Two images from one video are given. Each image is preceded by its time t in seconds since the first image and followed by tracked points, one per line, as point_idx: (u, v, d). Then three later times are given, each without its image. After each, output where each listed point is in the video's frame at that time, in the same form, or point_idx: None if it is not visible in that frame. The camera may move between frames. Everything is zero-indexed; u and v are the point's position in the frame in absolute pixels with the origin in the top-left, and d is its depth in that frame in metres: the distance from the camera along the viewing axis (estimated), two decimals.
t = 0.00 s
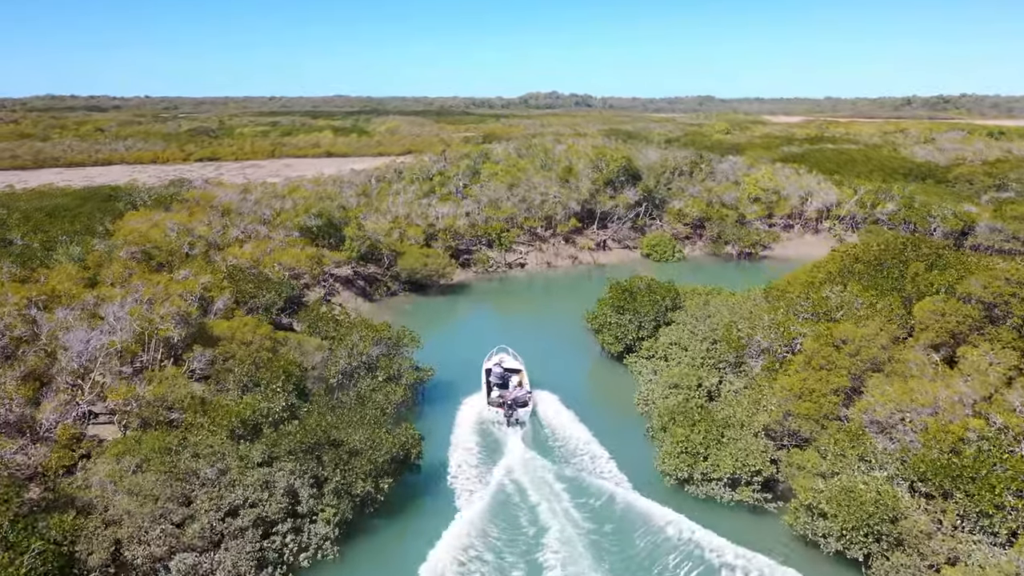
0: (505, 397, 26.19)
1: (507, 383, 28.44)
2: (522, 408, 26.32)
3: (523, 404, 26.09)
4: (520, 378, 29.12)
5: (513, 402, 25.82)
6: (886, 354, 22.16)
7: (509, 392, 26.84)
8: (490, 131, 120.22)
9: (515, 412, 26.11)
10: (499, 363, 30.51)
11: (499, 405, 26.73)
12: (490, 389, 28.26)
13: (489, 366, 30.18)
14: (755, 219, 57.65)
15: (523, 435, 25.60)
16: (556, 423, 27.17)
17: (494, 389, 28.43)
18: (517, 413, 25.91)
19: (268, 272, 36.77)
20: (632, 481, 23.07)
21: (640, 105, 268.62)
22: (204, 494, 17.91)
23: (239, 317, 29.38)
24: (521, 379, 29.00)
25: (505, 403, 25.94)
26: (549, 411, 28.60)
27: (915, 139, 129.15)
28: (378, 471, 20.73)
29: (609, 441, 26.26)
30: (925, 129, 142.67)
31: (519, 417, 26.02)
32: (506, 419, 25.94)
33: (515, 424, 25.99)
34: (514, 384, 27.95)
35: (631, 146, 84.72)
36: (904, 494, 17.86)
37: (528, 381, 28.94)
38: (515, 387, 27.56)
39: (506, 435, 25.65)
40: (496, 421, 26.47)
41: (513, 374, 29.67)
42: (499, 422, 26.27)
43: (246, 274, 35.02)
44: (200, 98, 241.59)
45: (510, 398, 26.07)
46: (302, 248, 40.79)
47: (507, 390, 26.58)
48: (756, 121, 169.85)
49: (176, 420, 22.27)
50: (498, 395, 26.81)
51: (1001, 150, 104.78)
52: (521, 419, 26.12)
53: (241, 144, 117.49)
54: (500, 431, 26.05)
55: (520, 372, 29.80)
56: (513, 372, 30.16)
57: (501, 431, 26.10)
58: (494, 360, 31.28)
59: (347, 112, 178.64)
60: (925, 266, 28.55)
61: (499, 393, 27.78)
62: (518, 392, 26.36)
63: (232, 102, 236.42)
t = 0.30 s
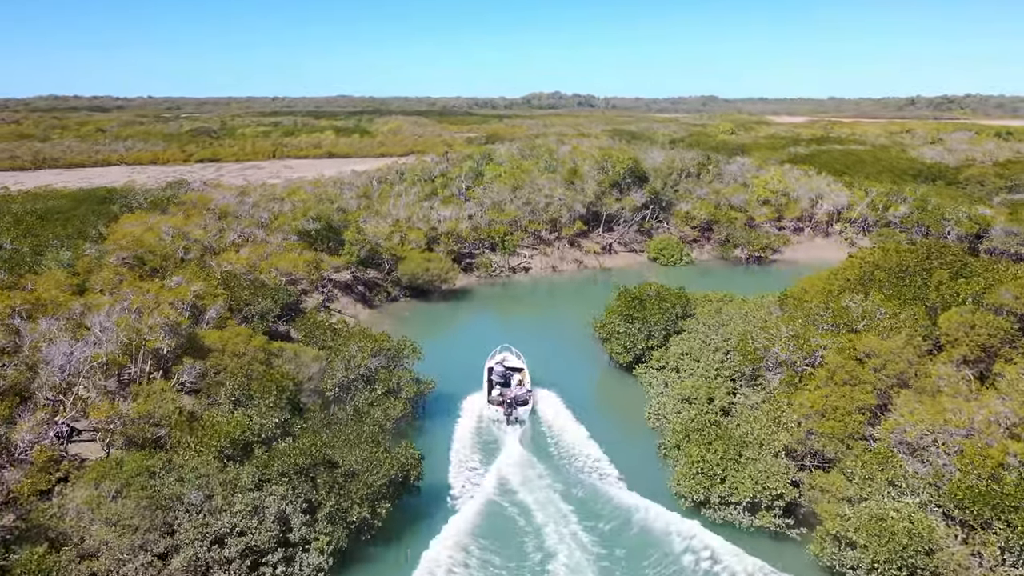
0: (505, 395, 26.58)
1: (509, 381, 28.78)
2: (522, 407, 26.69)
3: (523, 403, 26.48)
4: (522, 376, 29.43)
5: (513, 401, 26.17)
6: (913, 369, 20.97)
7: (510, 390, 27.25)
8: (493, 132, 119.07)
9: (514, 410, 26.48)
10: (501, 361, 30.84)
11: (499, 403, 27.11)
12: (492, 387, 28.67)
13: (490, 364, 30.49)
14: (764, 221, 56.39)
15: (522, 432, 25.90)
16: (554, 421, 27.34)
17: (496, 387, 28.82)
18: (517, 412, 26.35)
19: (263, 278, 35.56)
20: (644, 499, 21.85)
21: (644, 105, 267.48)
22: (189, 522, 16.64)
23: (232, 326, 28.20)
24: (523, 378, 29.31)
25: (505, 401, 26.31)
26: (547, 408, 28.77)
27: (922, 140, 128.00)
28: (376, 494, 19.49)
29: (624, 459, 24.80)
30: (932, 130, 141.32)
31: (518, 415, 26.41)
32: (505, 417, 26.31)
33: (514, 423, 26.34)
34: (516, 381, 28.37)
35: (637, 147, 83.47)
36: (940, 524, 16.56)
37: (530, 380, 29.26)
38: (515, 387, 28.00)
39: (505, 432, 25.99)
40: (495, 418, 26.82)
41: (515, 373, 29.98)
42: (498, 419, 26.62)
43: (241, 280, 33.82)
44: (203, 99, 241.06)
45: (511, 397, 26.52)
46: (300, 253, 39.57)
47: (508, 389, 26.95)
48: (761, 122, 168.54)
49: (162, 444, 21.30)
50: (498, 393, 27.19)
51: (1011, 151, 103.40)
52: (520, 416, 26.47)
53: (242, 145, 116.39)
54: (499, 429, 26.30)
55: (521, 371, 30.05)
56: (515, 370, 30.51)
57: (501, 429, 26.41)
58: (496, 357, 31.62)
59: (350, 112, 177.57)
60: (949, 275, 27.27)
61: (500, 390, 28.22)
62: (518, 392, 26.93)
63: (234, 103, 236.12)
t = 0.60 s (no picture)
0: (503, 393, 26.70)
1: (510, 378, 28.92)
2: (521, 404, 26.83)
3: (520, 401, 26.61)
4: (523, 374, 29.52)
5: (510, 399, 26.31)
6: (941, 385, 19.73)
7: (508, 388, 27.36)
8: (495, 132, 117.56)
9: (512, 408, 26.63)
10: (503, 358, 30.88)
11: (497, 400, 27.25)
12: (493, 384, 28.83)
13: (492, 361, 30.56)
14: (771, 224, 55.09)
15: (519, 430, 26.07)
16: (554, 421, 27.30)
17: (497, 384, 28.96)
18: (515, 410, 26.51)
19: (255, 284, 34.30)
20: (656, 521, 20.61)
21: (645, 105, 266.08)
22: (168, 553, 15.52)
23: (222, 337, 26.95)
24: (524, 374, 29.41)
25: (502, 399, 26.44)
26: (548, 407, 28.80)
27: (926, 141, 126.66)
28: (371, 519, 18.23)
29: (633, 475, 23.62)
30: (937, 130, 139.77)
31: (516, 413, 26.56)
32: (502, 415, 26.46)
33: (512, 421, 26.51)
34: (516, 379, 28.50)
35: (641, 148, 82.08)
36: (978, 555, 15.31)
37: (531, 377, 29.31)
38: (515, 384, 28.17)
39: (502, 430, 26.17)
40: (493, 416, 26.95)
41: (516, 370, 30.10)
42: (496, 417, 26.78)
43: (233, 287, 32.57)
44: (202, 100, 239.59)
45: (509, 395, 26.68)
46: (295, 257, 38.34)
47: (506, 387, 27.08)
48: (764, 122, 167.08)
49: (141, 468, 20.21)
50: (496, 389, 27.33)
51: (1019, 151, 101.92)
52: (517, 415, 26.62)
53: (241, 146, 114.92)
54: (498, 427, 26.47)
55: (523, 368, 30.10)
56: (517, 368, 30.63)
57: (499, 427, 26.54)
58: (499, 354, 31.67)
59: (350, 113, 176.00)
60: (974, 283, 26.00)
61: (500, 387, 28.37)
62: (516, 390, 27.04)
63: (235, 104, 234.80)
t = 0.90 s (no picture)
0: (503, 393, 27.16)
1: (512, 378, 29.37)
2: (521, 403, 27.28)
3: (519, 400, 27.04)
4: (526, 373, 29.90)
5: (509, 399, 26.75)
6: (975, 404, 18.41)
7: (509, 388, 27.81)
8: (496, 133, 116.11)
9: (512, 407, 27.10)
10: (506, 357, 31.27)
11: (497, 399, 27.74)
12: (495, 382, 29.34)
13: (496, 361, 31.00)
14: (779, 227, 53.81)
15: (518, 429, 26.55)
16: (554, 420, 27.65)
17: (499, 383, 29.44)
18: (515, 409, 26.98)
19: (247, 292, 33.03)
20: (668, 549, 19.40)
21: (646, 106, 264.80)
22: None
23: (210, 349, 25.68)
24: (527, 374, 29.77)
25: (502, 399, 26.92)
26: (549, 406, 29.12)
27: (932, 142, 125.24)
28: (364, 551, 16.95)
29: (641, 495, 22.51)
30: (942, 131, 138.25)
31: (515, 412, 27.04)
32: (502, 413, 26.96)
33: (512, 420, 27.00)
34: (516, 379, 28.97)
35: (645, 150, 80.75)
36: None
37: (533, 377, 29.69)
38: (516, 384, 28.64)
39: (502, 429, 26.71)
40: (494, 414, 27.44)
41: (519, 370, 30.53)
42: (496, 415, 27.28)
43: (224, 295, 31.31)
44: (202, 100, 238.37)
45: (509, 393, 27.12)
46: (290, 263, 37.09)
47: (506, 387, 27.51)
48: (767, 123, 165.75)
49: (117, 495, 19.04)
50: (497, 389, 27.81)
51: None
52: (517, 414, 27.07)
53: (238, 147, 113.39)
54: (498, 425, 27.02)
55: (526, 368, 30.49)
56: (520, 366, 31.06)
57: (499, 425, 27.02)
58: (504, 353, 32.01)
59: (350, 114, 174.53)
60: (1002, 293, 24.70)
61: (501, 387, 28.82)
62: (516, 389, 27.47)
63: (235, 104, 233.80)
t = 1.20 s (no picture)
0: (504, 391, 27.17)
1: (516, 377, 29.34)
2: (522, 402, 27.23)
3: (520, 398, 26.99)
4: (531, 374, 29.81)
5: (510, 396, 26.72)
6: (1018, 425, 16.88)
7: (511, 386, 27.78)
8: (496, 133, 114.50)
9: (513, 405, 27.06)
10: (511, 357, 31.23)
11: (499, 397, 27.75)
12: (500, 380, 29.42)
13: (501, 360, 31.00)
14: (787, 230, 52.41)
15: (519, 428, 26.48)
16: (555, 420, 27.43)
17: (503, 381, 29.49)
18: (516, 407, 26.96)
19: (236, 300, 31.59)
20: None
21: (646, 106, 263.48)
22: None
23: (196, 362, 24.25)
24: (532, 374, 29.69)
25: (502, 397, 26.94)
26: (552, 405, 28.91)
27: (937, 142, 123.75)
28: None
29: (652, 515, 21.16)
30: (947, 131, 136.76)
31: (516, 410, 26.98)
32: (503, 411, 26.93)
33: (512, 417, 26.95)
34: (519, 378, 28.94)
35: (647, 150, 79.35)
36: None
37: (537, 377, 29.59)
38: (517, 384, 28.83)
39: (503, 426, 26.70)
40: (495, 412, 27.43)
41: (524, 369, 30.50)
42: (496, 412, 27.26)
43: (213, 302, 29.89)
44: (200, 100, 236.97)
45: (510, 391, 27.26)
46: (283, 268, 35.70)
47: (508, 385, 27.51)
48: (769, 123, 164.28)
49: (90, 525, 17.52)
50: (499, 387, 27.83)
51: None
52: (518, 412, 27.01)
53: (235, 147, 111.78)
54: (499, 423, 26.99)
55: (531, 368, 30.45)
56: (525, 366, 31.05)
57: (500, 424, 26.97)
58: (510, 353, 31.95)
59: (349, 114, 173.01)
60: None
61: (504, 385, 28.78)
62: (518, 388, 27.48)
63: (233, 104, 232.18)
